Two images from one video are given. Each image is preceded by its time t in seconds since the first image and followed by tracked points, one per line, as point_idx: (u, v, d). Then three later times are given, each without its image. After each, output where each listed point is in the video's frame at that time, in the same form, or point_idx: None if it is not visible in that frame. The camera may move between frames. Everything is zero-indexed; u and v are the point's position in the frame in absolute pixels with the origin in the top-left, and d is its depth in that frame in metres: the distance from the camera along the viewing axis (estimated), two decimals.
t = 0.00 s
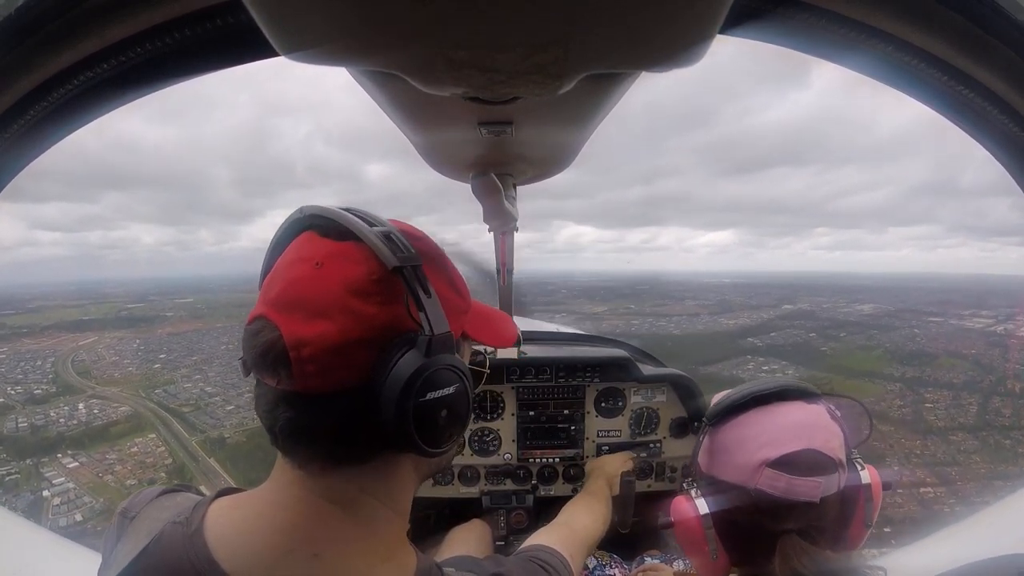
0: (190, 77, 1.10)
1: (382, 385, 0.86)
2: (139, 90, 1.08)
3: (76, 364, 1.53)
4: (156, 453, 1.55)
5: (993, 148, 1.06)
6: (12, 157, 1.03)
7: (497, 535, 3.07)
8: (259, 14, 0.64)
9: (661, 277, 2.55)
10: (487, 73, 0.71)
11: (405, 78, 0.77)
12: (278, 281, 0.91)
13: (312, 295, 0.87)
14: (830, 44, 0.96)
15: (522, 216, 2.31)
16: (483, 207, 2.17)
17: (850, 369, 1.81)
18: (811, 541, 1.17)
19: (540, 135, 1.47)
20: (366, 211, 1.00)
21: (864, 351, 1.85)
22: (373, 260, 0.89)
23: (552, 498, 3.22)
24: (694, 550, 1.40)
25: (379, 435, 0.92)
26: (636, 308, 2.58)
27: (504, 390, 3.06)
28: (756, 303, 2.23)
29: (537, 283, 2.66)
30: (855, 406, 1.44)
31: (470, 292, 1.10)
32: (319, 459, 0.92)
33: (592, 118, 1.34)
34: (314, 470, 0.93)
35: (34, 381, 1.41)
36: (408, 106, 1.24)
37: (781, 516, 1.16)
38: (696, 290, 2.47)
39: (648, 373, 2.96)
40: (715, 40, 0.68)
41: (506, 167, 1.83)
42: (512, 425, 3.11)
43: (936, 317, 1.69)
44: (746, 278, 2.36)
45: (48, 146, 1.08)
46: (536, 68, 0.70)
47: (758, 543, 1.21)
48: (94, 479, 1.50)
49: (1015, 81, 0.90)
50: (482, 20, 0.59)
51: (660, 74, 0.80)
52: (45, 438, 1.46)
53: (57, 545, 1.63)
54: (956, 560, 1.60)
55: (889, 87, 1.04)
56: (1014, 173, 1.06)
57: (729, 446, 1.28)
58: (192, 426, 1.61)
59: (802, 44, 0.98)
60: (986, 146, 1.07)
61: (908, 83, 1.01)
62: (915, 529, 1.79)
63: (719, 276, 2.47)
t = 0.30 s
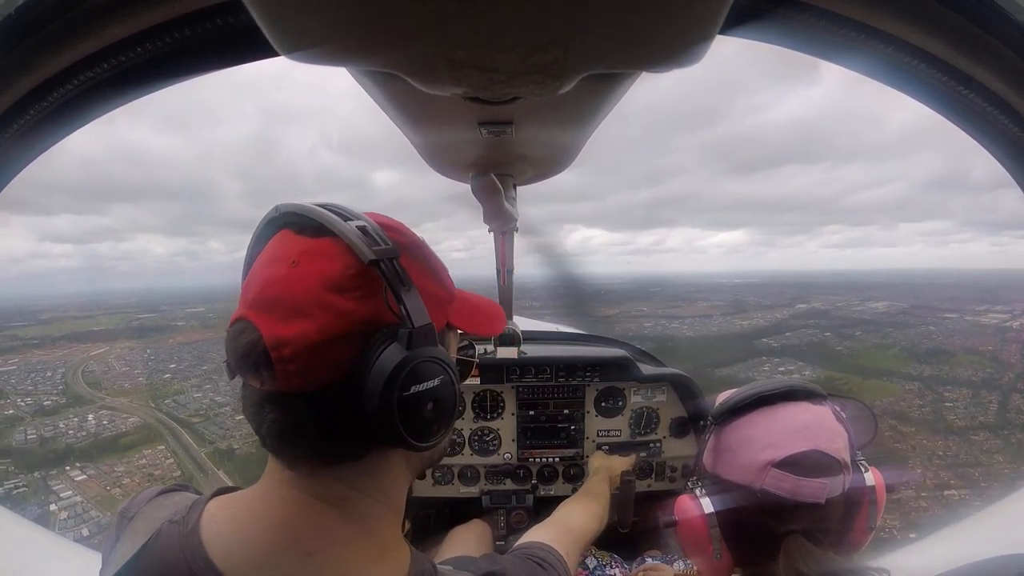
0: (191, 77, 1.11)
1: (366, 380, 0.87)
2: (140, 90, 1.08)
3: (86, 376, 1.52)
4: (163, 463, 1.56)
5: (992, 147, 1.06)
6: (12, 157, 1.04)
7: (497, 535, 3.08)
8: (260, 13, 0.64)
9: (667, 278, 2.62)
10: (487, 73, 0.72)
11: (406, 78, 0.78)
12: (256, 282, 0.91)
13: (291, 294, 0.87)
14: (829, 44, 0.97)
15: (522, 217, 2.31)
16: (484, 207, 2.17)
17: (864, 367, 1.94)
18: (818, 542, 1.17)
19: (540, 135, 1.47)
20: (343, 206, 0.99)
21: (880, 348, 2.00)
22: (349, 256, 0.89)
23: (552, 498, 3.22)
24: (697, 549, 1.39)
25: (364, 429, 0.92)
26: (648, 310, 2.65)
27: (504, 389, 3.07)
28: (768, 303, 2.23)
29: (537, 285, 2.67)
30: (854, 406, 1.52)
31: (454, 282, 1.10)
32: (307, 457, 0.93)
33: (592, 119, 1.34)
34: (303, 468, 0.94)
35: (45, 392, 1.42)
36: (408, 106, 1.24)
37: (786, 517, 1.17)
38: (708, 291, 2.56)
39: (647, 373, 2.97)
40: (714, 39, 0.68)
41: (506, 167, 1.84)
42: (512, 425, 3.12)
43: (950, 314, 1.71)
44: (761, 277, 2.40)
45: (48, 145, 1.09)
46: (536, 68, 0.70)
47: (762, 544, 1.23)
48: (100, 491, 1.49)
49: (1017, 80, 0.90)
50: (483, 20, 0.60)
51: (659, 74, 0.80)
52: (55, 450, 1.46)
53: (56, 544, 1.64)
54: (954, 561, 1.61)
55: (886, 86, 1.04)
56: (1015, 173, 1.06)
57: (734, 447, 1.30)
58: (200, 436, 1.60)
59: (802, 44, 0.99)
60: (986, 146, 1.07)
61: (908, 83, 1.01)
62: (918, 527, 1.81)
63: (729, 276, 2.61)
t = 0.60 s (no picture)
0: (190, 77, 1.11)
1: (372, 382, 0.87)
2: (139, 90, 1.08)
3: (93, 380, 1.55)
4: (167, 468, 1.51)
5: (992, 147, 1.06)
6: (12, 158, 1.04)
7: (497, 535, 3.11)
8: (260, 14, 0.64)
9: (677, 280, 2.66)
10: (487, 73, 0.71)
11: (406, 78, 0.77)
12: (258, 288, 0.91)
13: (294, 297, 0.87)
14: (828, 44, 0.96)
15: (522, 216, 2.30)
16: (484, 207, 2.17)
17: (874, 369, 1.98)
18: (824, 536, 1.16)
19: (540, 135, 1.47)
20: (341, 209, 0.99)
21: (895, 351, 1.98)
22: (351, 258, 0.89)
23: (552, 499, 3.22)
24: (703, 543, 1.40)
25: (371, 431, 0.92)
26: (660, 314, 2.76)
27: (504, 389, 3.06)
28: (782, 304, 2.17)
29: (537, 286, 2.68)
30: (871, 409, 1.48)
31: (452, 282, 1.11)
32: (314, 460, 0.92)
33: (592, 119, 1.34)
34: (308, 471, 0.93)
35: (51, 395, 1.43)
36: (407, 107, 1.24)
37: (795, 509, 1.16)
38: (717, 294, 2.54)
39: (647, 373, 2.97)
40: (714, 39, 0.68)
41: (506, 168, 1.84)
42: (512, 425, 3.12)
43: (963, 315, 1.71)
44: (767, 277, 2.39)
45: (48, 146, 1.09)
46: (536, 68, 0.70)
47: (771, 537, 1.21)
48: (104, 498, 1.49)
49: (1017, 81, 0.89)
50: (483, 20, 0.59)
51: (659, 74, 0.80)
52: (58, 454, 1.45)
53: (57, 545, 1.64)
54: (954, 561, 1.62)
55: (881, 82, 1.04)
56: (1016, 175, 1.06)
57: (749, 438, 1.30)
58: (207, 442, 1.58)
59: (802, 44, 0.98)
60: (986, 146, 1.07)
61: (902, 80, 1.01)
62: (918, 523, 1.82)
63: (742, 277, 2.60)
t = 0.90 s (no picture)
0: (189, 77, 1.11)
1: (373, 383, 0.86)
2: (140, 90, 1.08)
3: (93, 376, 1.54)
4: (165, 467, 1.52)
5: (992, 147, 1.06)
6: (12, 158, 1.04)
7: (496, 535, 3.03)
8: (258, 15, 0.64)
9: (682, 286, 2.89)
10: (486, 73, 0.71)
11: (406, 78, 0.77)
12: (256, 287, 0.90)
13: (293, 297, 0.87)
14: (827, 44, 0.96)
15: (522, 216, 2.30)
16: (484, 207, 2.17)
17: (882, 375, 1.93)
18: (828, 535, 1.17)
19: (539, 135, 1.47)
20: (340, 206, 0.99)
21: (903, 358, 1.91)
22: (350, 257, 0.88)
23: (552, 499, 3.22)
24: (704, 538, 1.39)
25: (372, 432, 0.92)
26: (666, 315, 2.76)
27: (504, 390, 3.06)
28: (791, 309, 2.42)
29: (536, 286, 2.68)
30: (875, 409, 1.47)
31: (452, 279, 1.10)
32: (313, 462, 0.92)
33: (591, 118, 1.34)
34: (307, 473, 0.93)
35: (52, 393, 1.42)
36: (407, 107, 1.24)
37: (797, 506, 1.16)
38: (729, 298, 2.71)
39: (648, 374, 2.96)
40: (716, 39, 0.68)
41: (506, 167, 1.83)
42: (512, 426, 3.11)
43: (971, 320, 1.71)
44: (781, 283, 2.52)
45: (50, 144, 1.08)
46: (536, 69, 0.69)
47: (771, 533, 1.22)
48: (102, 497, 1.49)
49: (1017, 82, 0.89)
50: (483, 20, 0.59)
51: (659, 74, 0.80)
52: (56, 454, 1.45)
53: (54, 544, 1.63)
54: (957, 561, 1.59)
55: (879, 80, 1.03)
56: (1014, 174, 1.05)
57: (752, 435, 1.28)
58: (206, 441, 1.56)
59: (802, 43, 0.97)
60: (986, 146, 1.07)
61: (897, 77, 1.00)
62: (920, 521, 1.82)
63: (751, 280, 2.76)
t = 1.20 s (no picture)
0: (189, 78, 1.10)
1: (387, 386, 0.87)
2: (140, 89, 1.08)
3: (88, 368, 1.50)
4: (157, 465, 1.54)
5: (992, 146, 1.06)
6: (13, 158, 1.04)
7: (496, 535, 3.03)
8: (257, 14, 0.63)
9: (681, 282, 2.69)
10: (486, 73, 0.70)
11: (406, 78, 0.77)
12: (271, 288, 0.90)
13: (308, 298, 0.86)
14: (828, 44, 0.96)
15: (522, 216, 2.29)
16: (483, 207, 2.16)
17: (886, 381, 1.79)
18: (828, 539, 1.17)
19: (540, 135, 1.47)
20: (355, 208, 0.99)
21: (903, 366, 1.87)
22: (367, 260, 0.88)
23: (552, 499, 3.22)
24: (705, 536, 1.39)
25: (384, 435, 0.92)
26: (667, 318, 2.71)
27: (504, 390, 3.06)
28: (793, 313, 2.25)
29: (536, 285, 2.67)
30: (881, 412, 1.47)
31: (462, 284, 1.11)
32: (323, 464, 0.91)
33: (592, 118, 1.34)
34: (316, 474, 0.92)
35: (45, 384, 1.39)
36: (408, 106, 1.24)
37: (801, 510, 1.16)
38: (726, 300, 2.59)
39: (648, 374, 2.96)
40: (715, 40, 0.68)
41: (507, 167, 1.83)
42: (512, 426, 3.11)
43: (974, 331, 1.70)
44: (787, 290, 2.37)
45: (49, 145, 1.08)
46: (536, 68, 0.69)
47: (773, 536, 1.22)
48: (92, 492, 1.51)
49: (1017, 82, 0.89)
50: (483, 20, 0.59)
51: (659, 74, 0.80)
52: (46, 446, 1.44)
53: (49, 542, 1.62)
54: (956, 561, 1.60)
55: (878, 80, 1.03)
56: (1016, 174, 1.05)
57: (759, 435, 1.27)
58: (199, 437, 1.58)
59: (803, 44, 0.97)
60: (988, 147, 1.07)
61: (895, 75, 1.00)
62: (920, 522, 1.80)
63: (751, 284, 2.65)
